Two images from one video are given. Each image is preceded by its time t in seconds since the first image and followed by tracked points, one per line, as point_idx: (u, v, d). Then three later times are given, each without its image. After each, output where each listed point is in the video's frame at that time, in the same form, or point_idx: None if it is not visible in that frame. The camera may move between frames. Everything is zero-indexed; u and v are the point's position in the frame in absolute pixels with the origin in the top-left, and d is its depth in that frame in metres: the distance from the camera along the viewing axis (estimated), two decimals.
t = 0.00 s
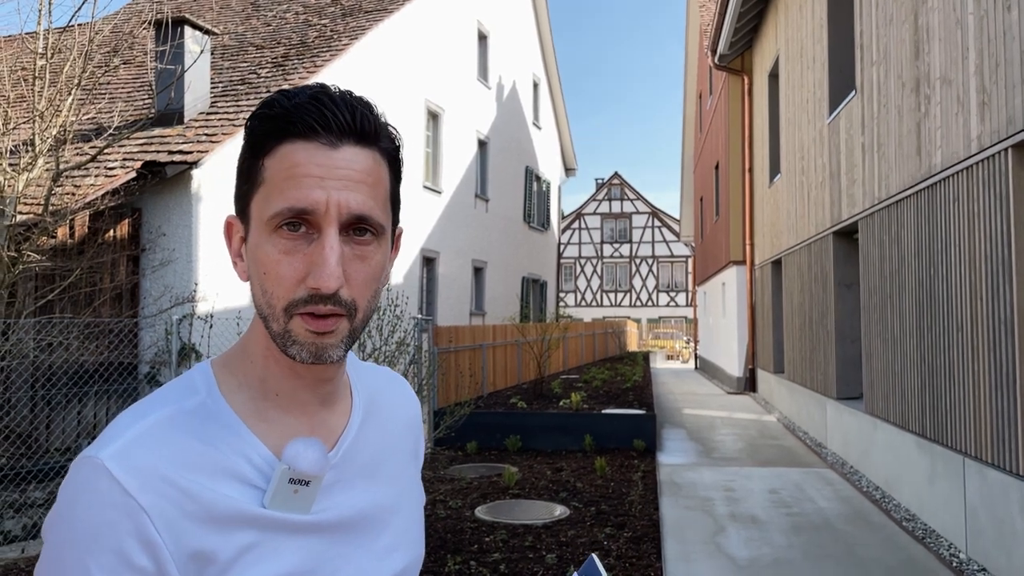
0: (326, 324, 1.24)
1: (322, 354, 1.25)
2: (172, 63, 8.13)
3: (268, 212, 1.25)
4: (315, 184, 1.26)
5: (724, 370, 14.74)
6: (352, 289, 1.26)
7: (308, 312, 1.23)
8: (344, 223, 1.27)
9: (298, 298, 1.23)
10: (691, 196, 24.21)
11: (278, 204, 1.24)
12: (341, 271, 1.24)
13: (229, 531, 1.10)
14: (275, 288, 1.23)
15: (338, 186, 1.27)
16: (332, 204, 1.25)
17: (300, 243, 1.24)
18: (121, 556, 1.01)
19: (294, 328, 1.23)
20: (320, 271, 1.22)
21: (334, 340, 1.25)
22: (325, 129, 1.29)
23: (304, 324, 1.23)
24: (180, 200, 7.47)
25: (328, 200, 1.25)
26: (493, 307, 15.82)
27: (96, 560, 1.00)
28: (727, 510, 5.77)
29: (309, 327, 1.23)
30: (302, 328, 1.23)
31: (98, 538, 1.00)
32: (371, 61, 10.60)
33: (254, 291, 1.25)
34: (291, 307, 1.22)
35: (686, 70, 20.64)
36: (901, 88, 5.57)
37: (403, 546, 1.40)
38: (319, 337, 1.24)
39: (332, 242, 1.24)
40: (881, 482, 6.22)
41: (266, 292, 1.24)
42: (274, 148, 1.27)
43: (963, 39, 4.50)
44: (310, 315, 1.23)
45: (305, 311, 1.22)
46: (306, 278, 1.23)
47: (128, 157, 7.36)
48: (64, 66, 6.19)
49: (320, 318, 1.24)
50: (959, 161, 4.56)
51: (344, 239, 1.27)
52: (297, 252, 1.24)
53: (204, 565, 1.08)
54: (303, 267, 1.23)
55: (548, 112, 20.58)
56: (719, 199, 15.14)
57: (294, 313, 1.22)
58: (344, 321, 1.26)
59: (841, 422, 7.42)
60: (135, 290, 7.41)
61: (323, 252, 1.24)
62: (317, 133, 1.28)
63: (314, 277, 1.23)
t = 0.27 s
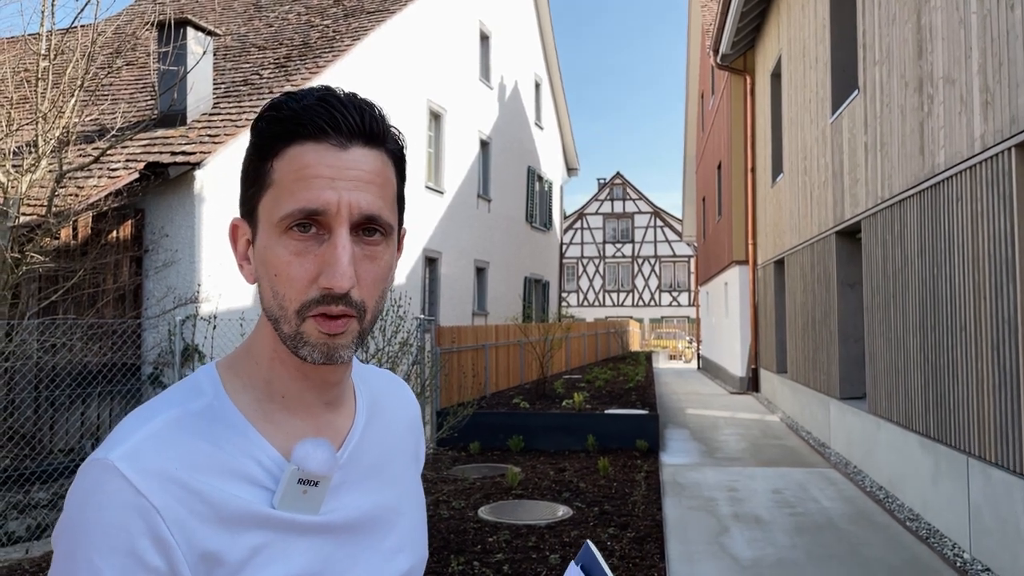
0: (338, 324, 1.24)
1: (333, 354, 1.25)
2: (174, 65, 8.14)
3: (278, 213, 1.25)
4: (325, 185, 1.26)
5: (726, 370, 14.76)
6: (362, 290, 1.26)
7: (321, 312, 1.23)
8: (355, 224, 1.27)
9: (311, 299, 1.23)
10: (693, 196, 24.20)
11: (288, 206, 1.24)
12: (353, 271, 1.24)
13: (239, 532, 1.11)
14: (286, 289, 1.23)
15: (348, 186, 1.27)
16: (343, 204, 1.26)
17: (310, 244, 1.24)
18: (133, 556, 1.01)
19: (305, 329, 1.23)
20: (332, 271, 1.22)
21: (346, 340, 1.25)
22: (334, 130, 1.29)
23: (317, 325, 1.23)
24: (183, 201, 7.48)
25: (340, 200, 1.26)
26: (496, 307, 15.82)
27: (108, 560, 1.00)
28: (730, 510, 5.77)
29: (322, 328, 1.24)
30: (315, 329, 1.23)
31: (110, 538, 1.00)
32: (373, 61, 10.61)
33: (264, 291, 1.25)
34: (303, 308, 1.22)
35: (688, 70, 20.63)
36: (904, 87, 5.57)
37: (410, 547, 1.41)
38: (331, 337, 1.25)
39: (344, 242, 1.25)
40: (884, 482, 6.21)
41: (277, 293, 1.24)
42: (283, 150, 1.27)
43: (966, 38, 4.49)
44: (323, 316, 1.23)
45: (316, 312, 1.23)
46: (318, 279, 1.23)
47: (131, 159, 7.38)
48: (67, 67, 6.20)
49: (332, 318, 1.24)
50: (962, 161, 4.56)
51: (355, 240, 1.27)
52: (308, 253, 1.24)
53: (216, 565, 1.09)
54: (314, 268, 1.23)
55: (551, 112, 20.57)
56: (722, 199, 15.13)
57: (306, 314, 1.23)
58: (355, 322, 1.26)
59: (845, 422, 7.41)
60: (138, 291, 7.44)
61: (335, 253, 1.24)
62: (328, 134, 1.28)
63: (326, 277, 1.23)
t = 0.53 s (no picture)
0: (347, 316, 1.24)
1: (341, 345, 1.25)
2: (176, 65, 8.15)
3: (290, 205, 1.25)
4: (337, 178, 1.26)
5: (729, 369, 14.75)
6: (372, 282, 1.26)
7: (330, 304, 1.23)
8: (366, 217, 1.27)
9: (321, 290, 1.23)
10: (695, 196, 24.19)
11: (300, 198, 1.25)
12: (363, 263, 1.24)
13: (248, 525, 1.11)
14: (296, 280, 1.23)
15: (360, 180, 1.27)
16: (355, 197, 1.26)
17: (321, 236, 1.24)
18: (144, 547, 1.01)
19: (314, 321, 1.23)
20: (343, 262, 1.23)
21: (354, 331, 1.25)
22: (347, 125, 1.29)
23: (326, 316, 1.23)
24: (185, 202, 7.49)
25: (351, 193, 1.26)
26: (497, 307, 15.82)
27: (120, 551, 1.00)
28: (732, 510, 5.77)
29: (330, 319, 1.23)
30: (324, 320, 1.23)
31: (121, 529, 1.01)
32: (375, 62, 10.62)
33: (273, 284, 1.25)
34: (313, 299, 1.22)
35: (690, 69, 20.62)
36: (906, 87, 5.56)
37: (412, 546, 1.41)
38: (339, 329, 1.25)
39: (355, 234, 1.25)
40: (887, 481, 6.20)
41: (287, 284, 1.23)
42: (295, 144, 1.27)
43: (968, 37, 4.49)
44: (332, 307, 1.23)
45: (326, 303, 1.23)
46: (329, 270, 1.23)
47: (133, 159, 7.39)
48: (69, 68, 6.21)
49: (341, 309, 1.24)
50: (964, 160, 4.56)
51: (365, 233, 1.28)
52: (319, 244, 1.24)
53: (225, 560, 1.09)
54: (325, 259, 1.23)
55: (552, 112, 20.58)
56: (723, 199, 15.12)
57: (316, 305, 1.23)
58: (364, 313, 1.26)
59: (847, 421, 7.40)
60: (141, 291, 7.45)
61: (346, 244, 1.24)
62: (341, 129, 1.29)
63: (337, 269, 1.23)
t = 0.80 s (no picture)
0: (361, 311, 1.24)
1: (349, 340, 1.25)
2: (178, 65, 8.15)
3: (324, 196, 1.26)
4: (374, 176, 1.28)
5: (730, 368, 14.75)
6: (389, 282, 1.26)
7: (349, 297, 1.23)
8: (395, 219, 1.28)
9: (340, 282, 1.23)
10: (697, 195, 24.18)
11: (335, 191, 1.26)
12: (386, 263, 1.25)
13: (245, 519, 1.11)
14: (317, 269, 1.23)
15: (395, 183, 1.29)
16: (389, 198, 1.27)
17: (349, 229, 1.25)
18: (143, 539, 1.02)
19: (330, 310, 1.23)
20: (368, 257, 1.23)
21: (364, 328, 1.25)
22: (392, 129, 1.32)
23: (343, 309, 1.23)
24: (187, 202, 7.50)
25: (386, 194, 1.27)
26: (499, 306, 15.81)
27: (119, 543, 1.00)
28: (734, 509, 5.76)
29: (346, 311, 1.23)
30: (339, 312, 1.23)
31: (120, 520, 1.01)
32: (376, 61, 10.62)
33: (293, 272, 1.24)
34: (332, 290, 1.22)
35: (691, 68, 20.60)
36: (908, 85, 5.56)
37: (409, 543, 1.41)
38: (353, 323, 1.24)
39: (383, 233, 1.25)
40: (889, 480, 6.19)
41: (307, 273, 1.23)
42: (338, 139, 1.29)
43: (970, 36, 4.48)
44: (350, 299, 1.23)
45: (345, 296, 1.23)
46: (352, 263, 1.23)
47: (135, 159, 7.40)
48: (71, 67, 6.21)
49: (357, 305, 1.24)
50: (967, 159, 4.55)
51: (391, 234, 1.28)
52: (345, 237, 1.24)
53: (223, 553, 1.09)
54: (350, 252, 1.23)
55: (554, 111, 20.57)
56: (725, 198, 15.11)
57: (333, 297, 1.22)
58: (376, 313, 1.26)
59: (849, 421, 7.39)
60: (142, 290, 7.46)
61: (373, 240, 1.24)
62: (385, 131, 1.31)
63: (360, 263, 1.23)
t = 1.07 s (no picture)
0: (361, 315, 1.24)
1: (349, 344, 1.25)
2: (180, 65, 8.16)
3: (324, 200, 1.26)
4: (375, 182, 1.28)
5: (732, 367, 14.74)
6: (390, 288, 1.27)
7: (347, 300, 1.23)
8: (395, 224, 1.29)
9: (339, 285, 1.23)
10: (698, 194, 24.18)
11: (336, 196, 1.26)
12: (386, 267, 1.25)
13: (248, 523, 1.11)
14: (316, 273, 1.23)
15: (396, 188, 1.29)
16: (389, 203, 1.28)
17: (349, 235, 1.25)
18: (146, 546, 1.02)
19: (327, 314, 1.23)
20: (367, 262, 1.23)
21: (364, 333, 1.25)
22: (394, 135, 1.32)
23: (340, 312, 1.23)
24: (189, 202, 7.52)
25: (386, 199, 1.28)
26: (501, 306, 15.82)
27: (123, 550, 1.01)
28: (736, 509, 5.76)
29: (343, 315, 1.23)
30: (336, 315, 1.23)
31: (123, 526, 1.01)
32: (378, 61, 10.63)
33: (292, 276, 1.25)
34: (330, 294, 1.23)
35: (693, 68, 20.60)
36: (909, 85, 5.55)
37: (414, 544, 1.41)
38: (351, 326, 1.24)
39: (383, 239, 1.26)
40: (891, 480, 6.19)
41: (306, 277, 1.24)
42: (339, 144, 1.29)
43: (972, 35, 4.48)
44: (348, 304, 1.23)
45: (343, 299, 1.23)
46: (351, 267, 1.24)
47: (137, 159, 7.40)
48: (73, 68, 6.22)
49: (355, 308, 1.24)
50: (969, 158, 4.54)
51: (392, 240, 1.29)
52: (345, 242, 1.25)
53: (226, 557, 1.09)
54: (349, 256, 1.24)
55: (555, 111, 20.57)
56: (727, 198, 15.11)
57: (331, 300, 1.23)
58: (377, 318, 1.26)
59: (851, 420, 7.39)
60: (145, 290, 7.47)
61: (372, 246, 1.25)
62: (387, 137, 1.31)
63: (360, 268, 1.24)
